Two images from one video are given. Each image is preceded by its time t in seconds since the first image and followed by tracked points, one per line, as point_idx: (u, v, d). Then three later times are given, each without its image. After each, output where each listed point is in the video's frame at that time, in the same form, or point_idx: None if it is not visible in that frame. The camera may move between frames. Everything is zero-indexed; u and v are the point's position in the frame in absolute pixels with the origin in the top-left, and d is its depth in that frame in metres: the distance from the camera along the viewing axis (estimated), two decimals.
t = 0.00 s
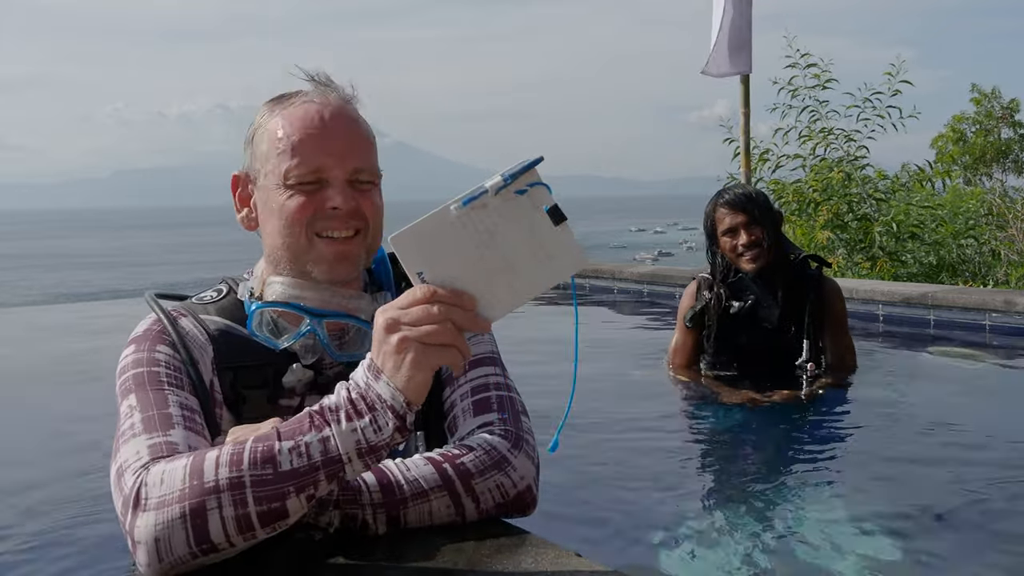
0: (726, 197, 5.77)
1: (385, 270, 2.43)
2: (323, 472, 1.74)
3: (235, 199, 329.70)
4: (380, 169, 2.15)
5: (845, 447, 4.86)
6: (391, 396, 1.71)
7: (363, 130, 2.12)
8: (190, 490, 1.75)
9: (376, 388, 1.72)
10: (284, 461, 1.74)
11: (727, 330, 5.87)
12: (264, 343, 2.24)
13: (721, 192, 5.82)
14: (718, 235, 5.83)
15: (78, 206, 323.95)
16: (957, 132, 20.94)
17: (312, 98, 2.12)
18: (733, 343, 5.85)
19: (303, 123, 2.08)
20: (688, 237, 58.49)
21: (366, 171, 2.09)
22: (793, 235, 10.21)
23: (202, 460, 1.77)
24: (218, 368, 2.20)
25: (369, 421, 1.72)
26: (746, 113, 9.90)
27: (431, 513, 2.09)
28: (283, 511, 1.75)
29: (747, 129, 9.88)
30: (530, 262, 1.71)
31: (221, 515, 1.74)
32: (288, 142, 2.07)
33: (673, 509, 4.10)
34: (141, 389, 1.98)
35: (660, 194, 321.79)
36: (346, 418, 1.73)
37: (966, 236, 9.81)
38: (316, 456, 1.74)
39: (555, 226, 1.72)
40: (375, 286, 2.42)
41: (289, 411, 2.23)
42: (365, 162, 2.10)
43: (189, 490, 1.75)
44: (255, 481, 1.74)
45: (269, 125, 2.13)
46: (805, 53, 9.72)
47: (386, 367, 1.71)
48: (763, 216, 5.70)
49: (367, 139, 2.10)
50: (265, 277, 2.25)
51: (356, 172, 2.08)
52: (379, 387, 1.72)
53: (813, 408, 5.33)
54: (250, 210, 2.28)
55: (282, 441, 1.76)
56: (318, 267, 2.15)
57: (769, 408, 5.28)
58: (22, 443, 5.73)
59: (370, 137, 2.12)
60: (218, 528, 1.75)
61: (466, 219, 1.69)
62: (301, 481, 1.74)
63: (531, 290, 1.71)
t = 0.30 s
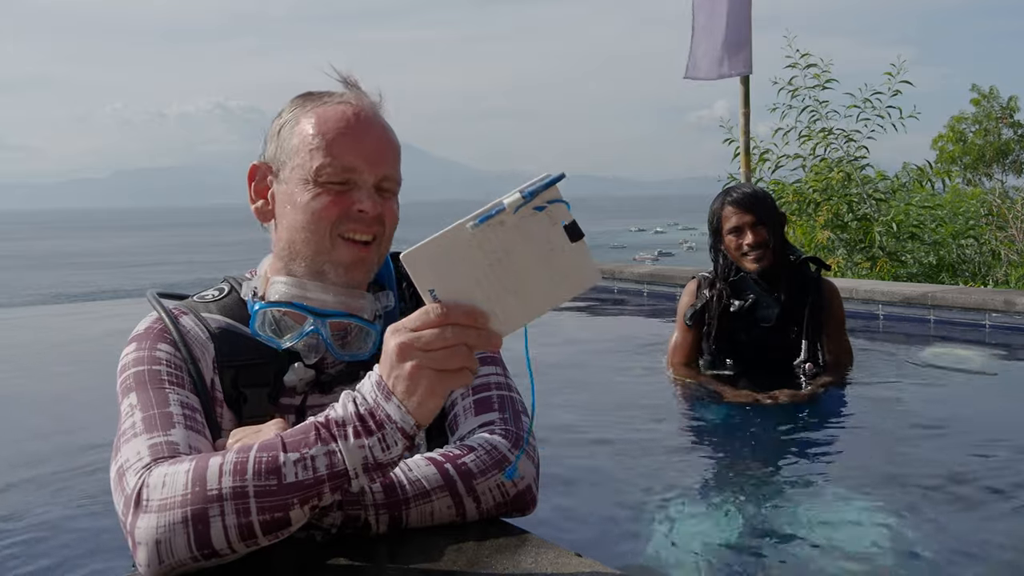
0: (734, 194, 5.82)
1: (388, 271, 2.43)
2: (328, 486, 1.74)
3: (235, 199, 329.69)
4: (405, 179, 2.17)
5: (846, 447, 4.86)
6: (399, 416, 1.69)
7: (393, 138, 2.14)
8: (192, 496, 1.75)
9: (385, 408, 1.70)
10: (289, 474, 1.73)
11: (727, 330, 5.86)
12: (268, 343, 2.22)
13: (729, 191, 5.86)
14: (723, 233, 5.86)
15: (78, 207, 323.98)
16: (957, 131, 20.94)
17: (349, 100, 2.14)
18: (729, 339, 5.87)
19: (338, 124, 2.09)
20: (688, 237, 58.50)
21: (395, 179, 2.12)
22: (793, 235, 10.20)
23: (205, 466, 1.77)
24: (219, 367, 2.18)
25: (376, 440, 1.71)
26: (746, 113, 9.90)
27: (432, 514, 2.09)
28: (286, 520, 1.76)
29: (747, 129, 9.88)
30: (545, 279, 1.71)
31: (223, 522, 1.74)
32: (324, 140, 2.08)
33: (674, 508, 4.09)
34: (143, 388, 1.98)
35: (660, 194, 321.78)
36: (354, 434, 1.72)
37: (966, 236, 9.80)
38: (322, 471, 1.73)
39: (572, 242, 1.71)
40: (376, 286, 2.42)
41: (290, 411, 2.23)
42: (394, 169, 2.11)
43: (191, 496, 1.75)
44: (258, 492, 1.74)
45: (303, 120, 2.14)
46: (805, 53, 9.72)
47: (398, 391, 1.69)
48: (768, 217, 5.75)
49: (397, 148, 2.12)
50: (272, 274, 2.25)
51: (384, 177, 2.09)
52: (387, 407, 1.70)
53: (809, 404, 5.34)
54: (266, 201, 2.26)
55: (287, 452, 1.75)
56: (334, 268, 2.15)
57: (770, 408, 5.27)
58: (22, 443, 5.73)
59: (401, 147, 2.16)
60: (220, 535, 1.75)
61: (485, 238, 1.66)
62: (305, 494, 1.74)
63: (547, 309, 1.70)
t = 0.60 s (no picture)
0: (731, 194, 5.82)
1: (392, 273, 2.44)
2: (324, 472, 1.74)
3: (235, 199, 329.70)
4: (398, 183, 2.17)
5: (845, 446, 4.86)
6: (390, 396, 1.70)
7: (386, 140, 2.15)
8: (189, 492, 1.75)
9: (375, 389, 1.71)
10: (283, 462, 1.74)
11: (723, 330, 5.87)
12: (269, 343, 2.23)
13: (725, 191, 5.85)
14: (719, 233, 5.86)
15: (78, 207, 323.98)
16: (958, 131, 20.95)
17: (345, 101, 2.17)
18: (726, 339, 5.87)
19: (328, 124, 2.13)
20: (689, 237, 58.50)
21: (383, 181, 2.12)
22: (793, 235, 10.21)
23: (201, 461, 1.77)
24: (222, 367, 2.18)
25: (368, 422, 1.72)
26: (746, 114, 9.90)
27: (432, 513, 2.09)
28: (284, 510, 1.76)
29: (746, 129, 9.88)
30: (519, 248, 1.67)
31: (221, 516, 1.75)
32: (310, 138, 2.12)
33: (674, 508, 4.10)
34: (143, 388, 1.98)
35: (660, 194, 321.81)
36: (346, 418, 1.73)
37: (966, 236, 9.80)
38: (317, 457, 1.73)
39: (540, 208, 1.67)
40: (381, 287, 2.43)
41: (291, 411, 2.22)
42: (382, 171, 2.13)
43: (189, 492, 1.75)
44: (254, 482, 1.74)
45: (297, 120, 2.19)
46: (804, 53, 9.72)
47: (384, 370, 1.70)
48: (765, 217, 5.74)
49: (389, 150, 2.13)
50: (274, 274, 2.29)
51: (369, 178, 2.11)
52: (377, 389, 1.71)
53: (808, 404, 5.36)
54: (266, 202, 2.31)
55: (281, 441, 1.76)
56: (315, 268, 2.17)
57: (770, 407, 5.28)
58: (23, 443, 5.73)
59: (393, 149, 2.15)
60: (218, 530, 1.75)
61: (450, 212, 1.63)
62: (301, 482, 1.74)
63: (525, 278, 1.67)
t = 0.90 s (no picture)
0: (723, 194, 5.84)
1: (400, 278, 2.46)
2: (326, 488, 1.75)
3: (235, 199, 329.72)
4: (413, 192, 2.18)
5: (845, 446, 4.87)
6: (392, 415, 1.70)
7: (405, 148, 2.16)
8: (190, 498, 1.75)
9: (380, 407, 1.71)
10: (286, 475, 1.75)
11: (717, 330, 5.86)
12: (273, 342, 2.22)
13: (717, 190, 5.88)
14: (711, 232, 5.87)
15: (78, 206, 323.99)
16: (958, 131, 20.96)
17: (369, 107, 2.18)
18: (720, 340, 5.87)
19: (350, 126, 2.13)
20: (688, 237, 58.50)
21: (398, 189, 2.13)
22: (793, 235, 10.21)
23: (203, 467, 1.78)
24: (224, 366, 2.19)
25: (372, 440, 1.72)
26: (746, 113, 9.91)
27: (433, 515, 2.10)
28: (284, 523, 1.76)
29: (747, 129, 9.89)
30: (538, 279, 1.65)
31: (221, 524, 1.75)
32: (330, 139, 2.12)
33: (675, 508, 4.10)
34: (146, 385, 1.98)
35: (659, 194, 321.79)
36: (350, 435, 1.73)
37: (966, 236, 9.80)
38: (319, 472, 1.74)
39: (566, 238, 1.65)
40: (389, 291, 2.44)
41: (293, 411, 2.23)
42: (397, 179, 2.13)
43: (189, 498, 1.75)
44: (256, 494, 1.75)
45: (320, 119, 2.19)
46: (804, 53, 9.72)
47: (390, 390, 1.70)
48: (757, 216, 5.75)
49: (407, 158, 2.14)
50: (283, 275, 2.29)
51: (385, 184, 2.11)
52: (381, 407, 1.71)
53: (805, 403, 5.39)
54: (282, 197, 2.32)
55: (285, 454, 1.76)
56: (320, 270, 2.16)
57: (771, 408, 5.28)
58: (23, 443, 5.74)
59: (411, 159, 2.16)
60: (217, 538, 1.76)
61: (475, 234, 1.62)
62: (302, 496, 1.75)
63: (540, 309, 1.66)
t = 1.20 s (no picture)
0: (715, 194, 5.83)
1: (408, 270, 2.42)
2: (329, 489, 1.75)
3: (235, 199, 329.74)
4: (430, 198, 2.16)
5: (846, 446, 4.87)
6: (400, 418, 1.68)
7: (425, 156, 2.13)
8: (194, 496, 1.76)
9: (387, 409, 1.69)
10: (291, 476, 1.75)
11: (710, 329, 5.92)
12: (280, 338, 2.23)
13: (709, 191, 5.87)
14: (703, 232, 5.87)
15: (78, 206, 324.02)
16: (957, 131, 20.97)
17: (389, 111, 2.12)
18: (714, 340, 5.94)
19: (373, 133, 2.07)
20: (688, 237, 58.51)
21: (420, 197, 2.11)
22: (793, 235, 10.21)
23: (208, 467, 1.78)
24: (229, 362, 2.19)
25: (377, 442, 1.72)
26: (746, 114, 9.92)
27: (434, 513, 2.10)
28: (286, 523, 1.77)
29: (747, 129, 9.90)
30: (549, 285, 1.72)
31: (224, 523, 1.76)
32: (355, 146, 2.06)
33: (676, 507, 4.10)
34: (151, 383, 1.99)
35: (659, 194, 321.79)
36: (355, 436, 1.74)
37: (966, 236, 9.81)
38: (324, 473, 1.74)
39: (574, 250, 1.74)
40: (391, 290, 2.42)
41: (297, 410, 2.25)
42: (420, 187, 2.10)
43: (193, 496, 1.76)
44: (260, 494, 1.75)
45: (339, 121, 2.11)
46: (804, 53, 9.74)
47: (400, 390, 1.68)
48: (748, 216, 5.75)
49: (428, 166, 2.11)
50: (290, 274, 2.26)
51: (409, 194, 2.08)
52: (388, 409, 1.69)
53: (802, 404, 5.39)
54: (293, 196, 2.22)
55: (290, 454, 1.77)
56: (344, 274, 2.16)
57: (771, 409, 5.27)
58: (24, 442, 5.74)
59: (431, 166, 2.13)
60: (220, 536, 1.76)
61: (486, 240, 1.70)
62: (306, 497, 1.75)
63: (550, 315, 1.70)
